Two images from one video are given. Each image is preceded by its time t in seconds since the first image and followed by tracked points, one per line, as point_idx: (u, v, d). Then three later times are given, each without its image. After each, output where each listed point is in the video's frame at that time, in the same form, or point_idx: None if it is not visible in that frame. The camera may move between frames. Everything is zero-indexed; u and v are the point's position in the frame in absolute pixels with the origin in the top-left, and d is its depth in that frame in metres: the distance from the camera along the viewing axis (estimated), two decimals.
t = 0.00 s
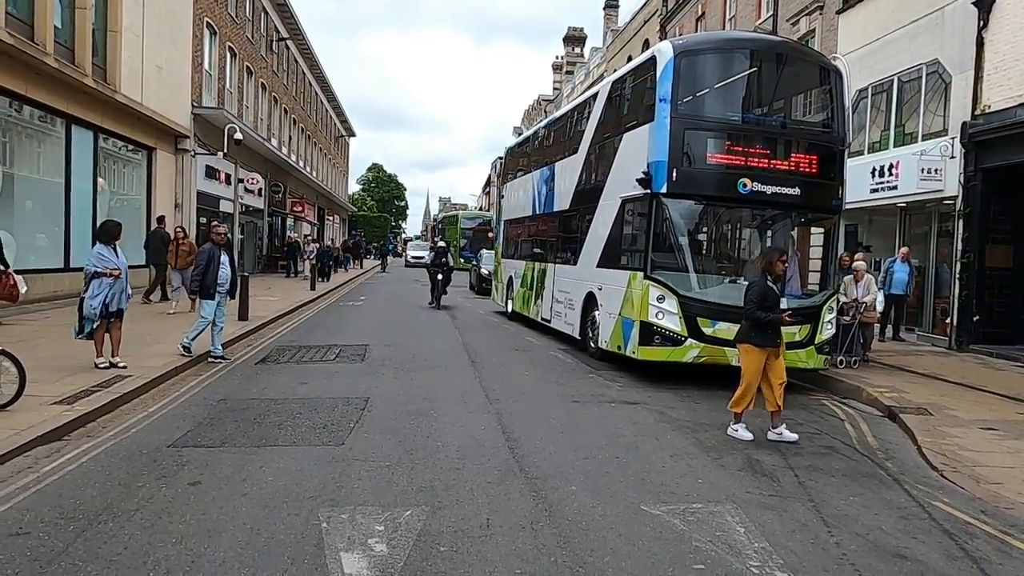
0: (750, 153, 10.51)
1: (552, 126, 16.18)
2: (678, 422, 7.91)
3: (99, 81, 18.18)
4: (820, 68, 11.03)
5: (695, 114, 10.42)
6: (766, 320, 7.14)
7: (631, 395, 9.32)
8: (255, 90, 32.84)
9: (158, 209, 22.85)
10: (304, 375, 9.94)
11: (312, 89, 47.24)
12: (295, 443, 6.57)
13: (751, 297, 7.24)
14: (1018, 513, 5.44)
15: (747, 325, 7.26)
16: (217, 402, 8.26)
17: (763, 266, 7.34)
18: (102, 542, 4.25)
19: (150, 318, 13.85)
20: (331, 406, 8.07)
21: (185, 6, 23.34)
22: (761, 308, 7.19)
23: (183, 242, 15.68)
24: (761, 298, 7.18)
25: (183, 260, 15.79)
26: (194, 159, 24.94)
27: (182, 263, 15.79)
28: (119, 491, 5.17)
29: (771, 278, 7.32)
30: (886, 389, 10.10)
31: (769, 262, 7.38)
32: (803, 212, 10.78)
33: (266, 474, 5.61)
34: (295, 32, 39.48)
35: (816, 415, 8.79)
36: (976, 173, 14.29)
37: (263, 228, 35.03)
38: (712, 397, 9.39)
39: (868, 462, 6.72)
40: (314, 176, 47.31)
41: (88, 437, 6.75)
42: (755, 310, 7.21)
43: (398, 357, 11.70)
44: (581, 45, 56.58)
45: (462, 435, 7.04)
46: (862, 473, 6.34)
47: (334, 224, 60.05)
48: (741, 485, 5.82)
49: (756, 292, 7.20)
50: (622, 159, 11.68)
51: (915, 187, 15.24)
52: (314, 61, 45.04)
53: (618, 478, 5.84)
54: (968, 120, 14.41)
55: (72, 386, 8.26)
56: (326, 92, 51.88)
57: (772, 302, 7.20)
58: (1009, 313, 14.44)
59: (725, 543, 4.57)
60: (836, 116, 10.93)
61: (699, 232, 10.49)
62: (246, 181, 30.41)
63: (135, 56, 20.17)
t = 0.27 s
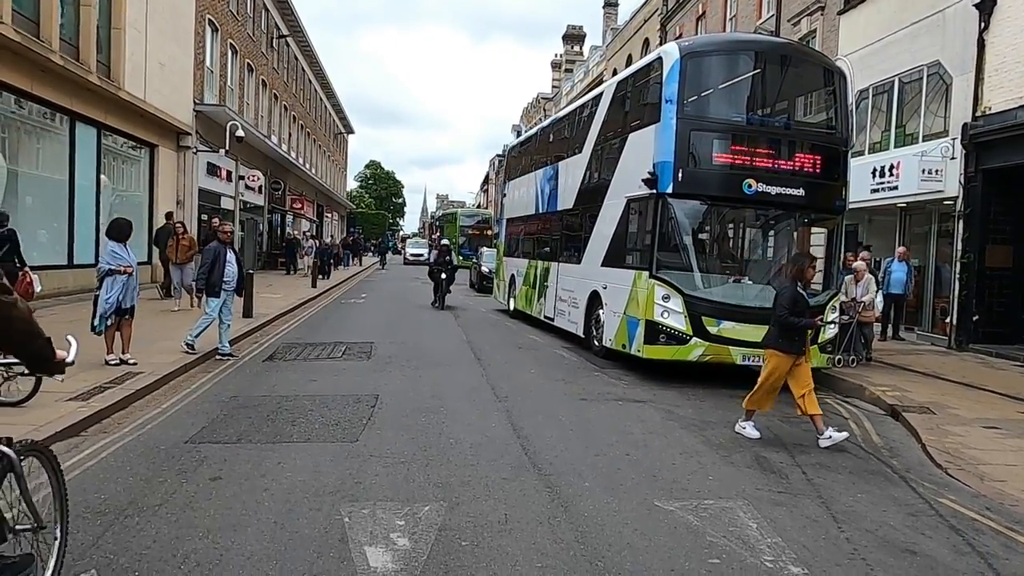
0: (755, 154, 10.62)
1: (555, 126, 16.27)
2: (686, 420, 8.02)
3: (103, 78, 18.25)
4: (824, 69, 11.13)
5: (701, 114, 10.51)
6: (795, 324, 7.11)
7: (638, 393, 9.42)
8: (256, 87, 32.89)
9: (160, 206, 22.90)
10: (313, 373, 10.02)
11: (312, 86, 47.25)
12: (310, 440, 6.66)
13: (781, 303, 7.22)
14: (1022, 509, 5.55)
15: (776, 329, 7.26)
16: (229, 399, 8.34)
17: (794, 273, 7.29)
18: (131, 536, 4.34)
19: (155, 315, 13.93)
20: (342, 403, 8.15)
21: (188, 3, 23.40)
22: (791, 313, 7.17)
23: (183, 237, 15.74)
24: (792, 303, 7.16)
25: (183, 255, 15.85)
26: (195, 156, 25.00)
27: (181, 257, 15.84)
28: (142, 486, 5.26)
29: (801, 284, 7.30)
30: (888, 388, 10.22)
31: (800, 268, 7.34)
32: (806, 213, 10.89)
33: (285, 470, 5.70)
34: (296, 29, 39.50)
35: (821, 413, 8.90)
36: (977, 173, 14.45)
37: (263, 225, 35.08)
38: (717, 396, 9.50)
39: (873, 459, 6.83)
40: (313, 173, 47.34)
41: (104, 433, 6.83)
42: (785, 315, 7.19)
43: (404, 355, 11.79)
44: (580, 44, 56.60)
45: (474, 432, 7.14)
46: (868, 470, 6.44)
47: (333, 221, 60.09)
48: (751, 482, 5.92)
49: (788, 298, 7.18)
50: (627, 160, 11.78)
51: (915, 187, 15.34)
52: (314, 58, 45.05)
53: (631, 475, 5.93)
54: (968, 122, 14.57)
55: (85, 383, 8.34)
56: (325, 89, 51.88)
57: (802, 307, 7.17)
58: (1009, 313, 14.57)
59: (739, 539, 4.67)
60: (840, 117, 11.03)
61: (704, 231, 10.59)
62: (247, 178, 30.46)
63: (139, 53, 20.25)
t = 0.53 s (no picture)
0: (760, 154, 10.69)
1: (558, 125, 16.34)
2: (693, 418, 8.09)
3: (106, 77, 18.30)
4: (827, 70, 11.21)
5: (706, 115, 10.58)
6: (829, 328, 7.03)
7: (644, 391, 9.49)
8: (255, 86, 32.91)
9: (161, 204, 22.93)
10: (320, 371, 10.08)
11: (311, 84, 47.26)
12: (323, 437, 6.71)
13: (814, 305, 7.17)
14: None
15: (807, 333, 7.21)
16: (239, 397, 8.39)
17: (826, 275, 7.24)
18: (156, 531, 4.41)
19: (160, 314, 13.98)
20: (352, 401, 8.21)
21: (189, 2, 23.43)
22: (824, 315, 7.12)
23: (182, 235, 15.77)
24: (825, 306, 7.09)
25: (182, 252, 15.85)
26: (196, 155, 25.03)
27: (181, 254, 15.83)
28: (161, 483, 5.31)
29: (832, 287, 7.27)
30: (891, 386, 10.31)
31: (833, 270, 7.30)
32: (810, 212, 10.96)
33: (301, 467, 5.76)
34: (295, 28, 39.51)
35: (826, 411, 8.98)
36: (977, 173, 14.56)
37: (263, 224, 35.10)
38: (723, 394, 9.57)
39: (880, 457, 6.91)
40: (312, 172, 47.35)
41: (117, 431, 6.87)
42: (818, 316, 7.11)
43: (409, 354, 11.84)
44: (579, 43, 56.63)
45: (484, 430, 7.19)
46: (876, 467, 6.52)
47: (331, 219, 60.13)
48: (762, 478, 6.00)
49: (822, 299, 7.12)
50: (632, 160, 11.86)
51: (915, 187, 15.48)
52: (312, 57, 45.05)
53: (643, 471, 6.00)
54: (969, 122, 14.68)
55: (96, 381, 8.40)
56: (323, 88, 51.88)
57: (836, 310, 7.12)
58: (1009, 312, 14.69)
59: (754, 534, 4.74)
60: (843, 117, 11.11)
61: (709, 231, 10.67)
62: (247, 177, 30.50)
63: (140, 52, 20.29)
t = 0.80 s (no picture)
0: (765, 151, 10.75)
1: (560, 123, 16.39)
2: (702, 413, 8.15)
3: (107, 76, 18.34)
4: (830, 68, 11.28)
5: (711, 113, 10.64)
6: (859, 321, 6.99)
7: (651, 387, 9.54)
8: (254, 85, 32.90)
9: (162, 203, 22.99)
10: (328, 368, 10.13)
11: (308, 83, 47.25)
12: (337, 432, 6.75)
13: (844, 298, 7.10)
14: None
15: (839, 325, 7.17)
16: (249, 394, 8.43)
17: (857, 268, 7.14)
18: (182, 522, 4.46)
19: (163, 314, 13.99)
20: (362, 398, 8.25)
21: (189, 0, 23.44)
22: (854, 309, 7.06)
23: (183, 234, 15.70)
24: (855, 299, 7.03)
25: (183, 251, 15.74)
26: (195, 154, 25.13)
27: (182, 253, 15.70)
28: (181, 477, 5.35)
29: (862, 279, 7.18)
30: (895, 382, 10.41)
31: (864, 263, 7.18)
32: (814, 209, 11.03)
33: (318, 461, 5.80)
34: (293, 27, 39.49)
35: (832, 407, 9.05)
36: (978, 171, 14.66)
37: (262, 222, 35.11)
38: (729, 390, 9.64)
39: (889, 450, 7.01)
40: (310, 171, 47.35)
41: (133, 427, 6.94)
42: (846, 309, 7.07)
43: (415, 351, 11.88)
44: (576, 42, 56.68)
45: (496, 425, 7.24)
46: (886, 460, 6.60)
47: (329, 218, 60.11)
48: (774, 471, 6.06)
49: (851, 293, 7.06)
50: (637, 158, 11.92)
51: (916, 184, 15.55)
52: (310, 56, 45.05)
53: (656, 465, 6.05)
54: (970, 121, 14.78)
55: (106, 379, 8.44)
56: (321, 87, 51.87)
57: (866, 303, 7.05)
58: (1009, 309, 14.82)
59: (771, 525, 4.80)
60: (846, 116, 11.18)
61: (714, 228, 10.74)
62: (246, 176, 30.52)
63: (141, 51, 20.32)
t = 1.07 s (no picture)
0: (771, 149, 10.80)
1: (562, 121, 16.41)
2: (712, 410, 8.18)
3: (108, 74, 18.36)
4: (835, 66, 11.31)
5: (717, 111, 10.68)
6: (890, 317, 6.97)
7: (659, 384, 9.58)
8: (252, 83, 32.85)
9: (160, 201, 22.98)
10: (336, 366, 10.15)
11: (305, 82, 47.17)
12: (351, 429, 6.77)
13: (874, 295, 7.09)
14: None
15: (868, 321, 7.16)
16: (259, 392, 8.44)
17: (886, 264, 7.10)
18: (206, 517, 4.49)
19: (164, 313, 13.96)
20: (373, 395, 8.28)
21: None
22: (884, 305, 7.03)
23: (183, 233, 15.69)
24: (885, 295, 7.02)
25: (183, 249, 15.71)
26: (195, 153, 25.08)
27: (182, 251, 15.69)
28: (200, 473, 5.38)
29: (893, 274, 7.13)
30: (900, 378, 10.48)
31: (893, 258, 7.14)
32: (819, 206, 11.07)
33: (336, 458, 5.82)
34: (290, 26, 39.43)
35: (839, 403, 9.11)
36: (979, 169, 14.72)
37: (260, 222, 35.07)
38: (736, 387, 9.69)
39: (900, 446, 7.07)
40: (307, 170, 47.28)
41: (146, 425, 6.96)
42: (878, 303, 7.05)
43: (421, 348, 11.90)
44: (573, 40, 56.71)
45: (509, 421, 7.27)
46: (898, 455, 6.65)
47: (326, 217, 60.04)
48: (789, 467, 6.10)
49: (882, 290, 7.03)
50: (642, 156, 11.96)
51: (917, 182, 15.73)
52: (307, 55, 44.96)
53: (671, 460, 6.09)
54: (971, 118, 14.84)
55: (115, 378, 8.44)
56: (318, 85, 51.79)
57: (897, 300, 7.03)
58: (1010, 306, 14.91)
59: (790, 519, 4.83)
60: (851, 113, 11.23)
61: (720, 225, 10.78)
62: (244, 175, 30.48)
63: (140, 50, 20.32)
